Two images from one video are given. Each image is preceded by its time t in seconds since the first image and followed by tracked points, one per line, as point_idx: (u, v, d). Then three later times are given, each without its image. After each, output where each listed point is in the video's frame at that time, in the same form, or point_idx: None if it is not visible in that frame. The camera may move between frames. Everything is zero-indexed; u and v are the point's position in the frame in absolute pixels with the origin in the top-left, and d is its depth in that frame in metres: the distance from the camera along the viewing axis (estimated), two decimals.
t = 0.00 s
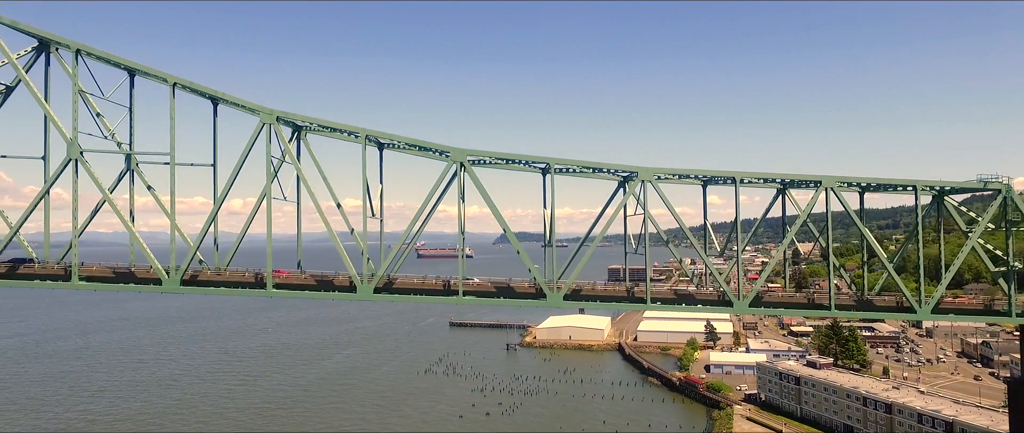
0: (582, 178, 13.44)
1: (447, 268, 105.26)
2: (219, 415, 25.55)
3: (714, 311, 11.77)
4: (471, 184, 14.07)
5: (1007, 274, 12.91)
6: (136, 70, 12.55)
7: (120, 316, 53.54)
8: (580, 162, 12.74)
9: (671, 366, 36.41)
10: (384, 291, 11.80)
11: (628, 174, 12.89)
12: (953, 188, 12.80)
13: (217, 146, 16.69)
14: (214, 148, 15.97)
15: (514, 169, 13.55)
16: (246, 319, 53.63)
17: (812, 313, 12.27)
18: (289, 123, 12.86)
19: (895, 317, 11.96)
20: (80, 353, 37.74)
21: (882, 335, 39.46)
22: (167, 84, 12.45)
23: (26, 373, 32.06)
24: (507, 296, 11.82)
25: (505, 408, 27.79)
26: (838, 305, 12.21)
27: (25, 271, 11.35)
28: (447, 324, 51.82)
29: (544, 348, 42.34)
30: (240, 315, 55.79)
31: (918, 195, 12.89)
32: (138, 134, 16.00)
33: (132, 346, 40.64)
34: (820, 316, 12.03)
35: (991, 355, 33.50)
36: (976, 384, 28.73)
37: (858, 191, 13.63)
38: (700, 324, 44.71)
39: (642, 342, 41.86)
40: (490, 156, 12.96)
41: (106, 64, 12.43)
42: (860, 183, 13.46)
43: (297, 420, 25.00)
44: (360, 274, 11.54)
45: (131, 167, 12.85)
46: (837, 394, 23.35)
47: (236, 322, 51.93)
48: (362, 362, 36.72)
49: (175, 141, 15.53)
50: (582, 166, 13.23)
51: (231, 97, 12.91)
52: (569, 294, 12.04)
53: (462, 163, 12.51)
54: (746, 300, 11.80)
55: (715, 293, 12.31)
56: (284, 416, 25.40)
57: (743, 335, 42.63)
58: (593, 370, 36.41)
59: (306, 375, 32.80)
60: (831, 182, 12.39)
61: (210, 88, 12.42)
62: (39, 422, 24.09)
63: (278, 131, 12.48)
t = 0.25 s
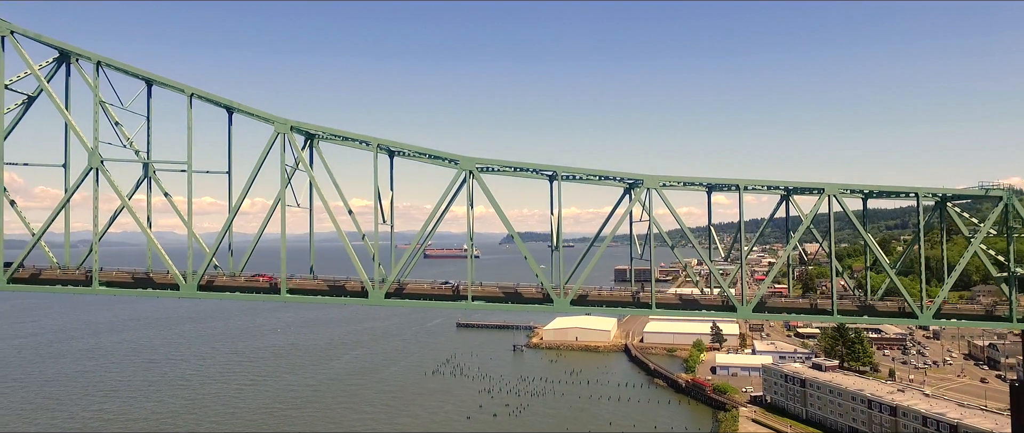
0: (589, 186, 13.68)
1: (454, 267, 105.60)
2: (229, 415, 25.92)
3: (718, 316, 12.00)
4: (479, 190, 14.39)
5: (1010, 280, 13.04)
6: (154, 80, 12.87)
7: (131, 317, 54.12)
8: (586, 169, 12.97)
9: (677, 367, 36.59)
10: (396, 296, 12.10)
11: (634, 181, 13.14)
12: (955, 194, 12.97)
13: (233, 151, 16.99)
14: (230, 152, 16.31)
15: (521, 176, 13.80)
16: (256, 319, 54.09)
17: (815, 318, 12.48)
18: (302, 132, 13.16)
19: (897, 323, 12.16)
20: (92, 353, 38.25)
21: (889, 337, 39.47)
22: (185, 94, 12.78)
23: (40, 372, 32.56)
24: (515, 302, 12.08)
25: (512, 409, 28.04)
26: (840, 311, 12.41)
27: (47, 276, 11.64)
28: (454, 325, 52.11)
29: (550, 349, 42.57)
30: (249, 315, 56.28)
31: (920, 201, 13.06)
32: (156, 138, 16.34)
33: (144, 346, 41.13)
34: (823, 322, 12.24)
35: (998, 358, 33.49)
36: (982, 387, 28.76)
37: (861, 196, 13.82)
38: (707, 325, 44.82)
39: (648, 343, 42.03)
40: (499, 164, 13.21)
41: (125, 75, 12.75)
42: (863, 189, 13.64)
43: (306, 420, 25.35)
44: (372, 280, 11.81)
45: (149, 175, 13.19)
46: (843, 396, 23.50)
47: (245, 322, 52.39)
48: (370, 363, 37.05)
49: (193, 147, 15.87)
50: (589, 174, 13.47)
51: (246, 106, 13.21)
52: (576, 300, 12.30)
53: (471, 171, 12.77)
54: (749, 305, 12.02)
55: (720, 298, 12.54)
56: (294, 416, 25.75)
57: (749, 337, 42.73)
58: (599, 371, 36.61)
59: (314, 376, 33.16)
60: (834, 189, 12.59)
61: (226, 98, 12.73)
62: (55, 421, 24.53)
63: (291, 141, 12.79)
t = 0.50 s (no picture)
0: (597, 192, 13.90)
1: (463, 267, 105.99)
2: (242, 415, 26.32)
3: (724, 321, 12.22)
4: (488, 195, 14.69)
5: (1015, 285, 13.17)
6: (175, 91, 13.20)
7: (144, 317, 54.78)
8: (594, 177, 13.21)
9: (685, 369, 36.71)
10: (407, 301, 12.41)
11: (641, 187, 13.36)
12: (960, 199, 13.12)
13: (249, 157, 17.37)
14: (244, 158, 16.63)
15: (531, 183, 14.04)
16: (267, 320, 54.61)
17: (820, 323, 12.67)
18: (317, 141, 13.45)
19: (902, 328, 12.34)
20: (107, 353, 38.80)
21: (898, 339, 39.43)
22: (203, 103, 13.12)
23: (58, 371, 33.14)
24: (524, 307, 12.35)
25: (521, 410, 28.31)
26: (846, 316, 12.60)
27: (72, 280, 11.99)
28: (463, 326, 52.41)
29: (559, 351, 42.79)
30: (260, 316, 56.83)
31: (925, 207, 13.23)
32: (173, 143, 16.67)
33: (157, 346, 41.69)
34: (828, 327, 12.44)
35: (1008, 360, 33.39)
36: (992, 390, 28.73)
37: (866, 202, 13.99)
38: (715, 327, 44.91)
39: (656, 345, 42.18)
40: (510, 172, 13.47)
41: (146, 86, 13.07)
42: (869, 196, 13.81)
43: (319, 420, 25.74)
44: (384, 285, 12.11)
45: (168, 181, 13.54)
46: (851, 399, 23.60)
47: (256, 323, 52.92)
48: (380, 363, 37.41)
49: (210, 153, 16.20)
50: (598, 181, 13.70)
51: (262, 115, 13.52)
52: (585, 305, 12.55)
53: (481, 179, 13.05)
54: (755, 310, 12.24)
55: (726, 304, 12.77)
56: (305, 416, 26.11)
57: (758, 339, 42.78)
58: (607, 373, 36.80)
59: (325, 376, 33.54)
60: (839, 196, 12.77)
61: (244, 108, 13.04)
62: (73, 420, 25.02)
63: (306, 149, 13.11)
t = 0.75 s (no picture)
0: (605, 198, 14.11)
1: (471, 268, 106.31)
2: (253, 415, 26.63)
3: (730, 326, 12.43)
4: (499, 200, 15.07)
5: (1020, 290, 13.30)
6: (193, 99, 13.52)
7: (157, 317, 55.42)
8: (602, 183, 13.42)
9: (693, 371, 36.81)
10: (419, 306, 12.68)
11: (648, 193, 13.59)
12: (965, 205, 13.31)
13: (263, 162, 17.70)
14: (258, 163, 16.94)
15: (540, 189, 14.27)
16: (277, 320, 55.12)
17: (825, 328, 12.90)
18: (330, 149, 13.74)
19: (907, 332, 12.54)
20: (121, 353, 39.36)
21: (907, 342, 39.39)
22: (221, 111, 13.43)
23: (73, 371, 33.68)
24: (533, 311, 12.58)
25: (530, 411, 28.56)
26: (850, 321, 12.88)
27: (94, 285, 12.32)
28: (471, 327, 52.74)
29: (567, 352, 43.02)
30: (271, 316, 57.38)
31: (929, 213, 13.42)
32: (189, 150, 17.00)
33: (170, 346, 42.22)
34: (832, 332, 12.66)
35: (1018, 363, 33.29)
36: (1000, 393, 28.68)
37: (871, 208, 14.16)
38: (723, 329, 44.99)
39: (664, 346, 42.33)
40: (518, 179, 13.73)
41: (166, 95, 13.41)
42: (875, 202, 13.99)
43: (330, 420, 26.08)
44: (396, 290, 12.39)
45: (186, 188, 13.87)
46: (858, 402, 23.70)
47: (267, 323, 53.43)
48: (390, 364, 37.77)
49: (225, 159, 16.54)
50: (608, 188, 13.92)
51: (277, 122, 13.83)
52: (592, 310, 12.80)
53: (492, 186, 13.32)
54: (761, 315, 12.45)
55: (732, 308, 12.99)
56: (316, 417, 26.43)
57: (766, 340, 42.82)
58: (615, 374, 36.96)
59: (336, 376, 33.91)
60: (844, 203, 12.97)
61: (259, 118, 13.36)
62: (90, 419, 25.49)
63: (321, 157, 13.44)
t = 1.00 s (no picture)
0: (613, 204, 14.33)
1: (480, 268, 106.61)
2: (266, 415, 26.95)
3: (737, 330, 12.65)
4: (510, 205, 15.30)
5: None
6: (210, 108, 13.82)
7: (170, 318, 56.03)
8: (611, 190, 13.66)
9: (702, 372, 36.92)
10: (431, 310, 12.95)
11: (656, 200, 13.81)
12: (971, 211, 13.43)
13: (277, 168, 18.02)
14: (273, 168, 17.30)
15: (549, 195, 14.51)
16: (289, 320, 55.62)
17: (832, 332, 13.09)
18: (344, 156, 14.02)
19: (913, 338, 12.72)
20: (135, 353, 39.90)
21: (917, 344, 39.32)
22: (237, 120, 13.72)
23: (89, 370, 34.19)
24: (543, 316, 12.82)
25: (539, 412, 28.76)
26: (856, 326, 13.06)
27: (117, 290, 12.71)
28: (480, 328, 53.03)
29: (576, 353, 43.22)
30: (283, 316, 57.89)
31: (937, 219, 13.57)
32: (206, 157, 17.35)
33: (183, 346, 42.73)
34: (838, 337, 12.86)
35: None
36: (1010, 396, 28.62)
37: (878, 213, 14.32)
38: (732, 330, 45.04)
39: (672, 348, 42.45)
40: (529, 186, 13.98)
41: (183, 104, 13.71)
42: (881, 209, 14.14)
43: (341, 420, 26.37)
44: (409, 294, 12.67)
45: (204, 194, 14.18)
46: (867, 405, 23.78)
47: (278, 323, 53.94)
48: (400, 365, 38.08)
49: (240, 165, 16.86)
50: (613, 196, 14.16)
51: (292, 130, 14.11)
52: (602, 314, 13.05)
53: (502, 193, 13.57)
54: (768, 320, 12.66)
55: (739, 313, 13.20)
56: (327, 417, 26.74)
57: (775, 342, 42.85)
58: (624, 376, 37.12)
59: (346, 377, 34.24)
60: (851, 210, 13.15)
61: (275, 126, 13.64)
62: (107, 418, 25.92)
63: (334, 164, 13.71)
